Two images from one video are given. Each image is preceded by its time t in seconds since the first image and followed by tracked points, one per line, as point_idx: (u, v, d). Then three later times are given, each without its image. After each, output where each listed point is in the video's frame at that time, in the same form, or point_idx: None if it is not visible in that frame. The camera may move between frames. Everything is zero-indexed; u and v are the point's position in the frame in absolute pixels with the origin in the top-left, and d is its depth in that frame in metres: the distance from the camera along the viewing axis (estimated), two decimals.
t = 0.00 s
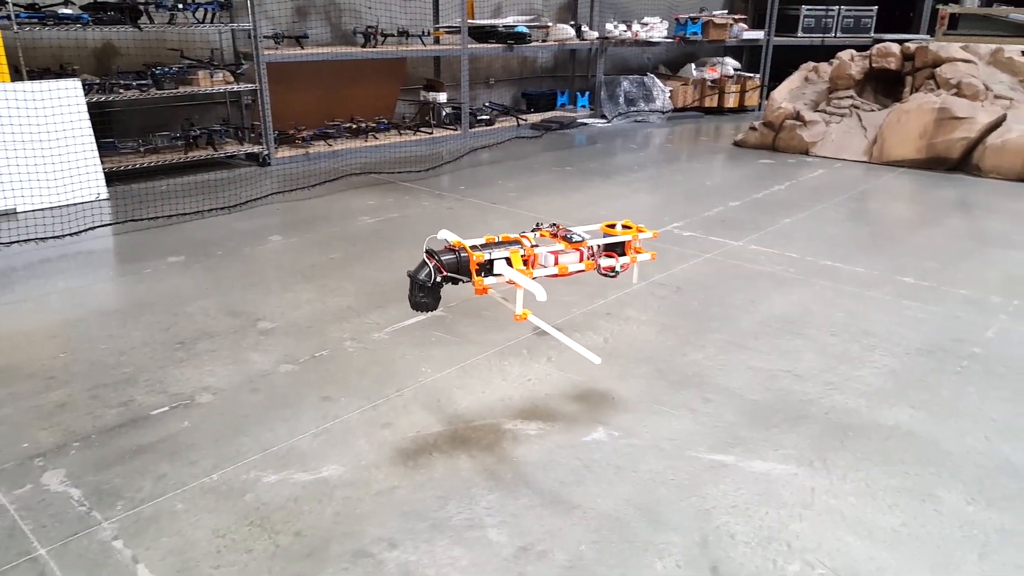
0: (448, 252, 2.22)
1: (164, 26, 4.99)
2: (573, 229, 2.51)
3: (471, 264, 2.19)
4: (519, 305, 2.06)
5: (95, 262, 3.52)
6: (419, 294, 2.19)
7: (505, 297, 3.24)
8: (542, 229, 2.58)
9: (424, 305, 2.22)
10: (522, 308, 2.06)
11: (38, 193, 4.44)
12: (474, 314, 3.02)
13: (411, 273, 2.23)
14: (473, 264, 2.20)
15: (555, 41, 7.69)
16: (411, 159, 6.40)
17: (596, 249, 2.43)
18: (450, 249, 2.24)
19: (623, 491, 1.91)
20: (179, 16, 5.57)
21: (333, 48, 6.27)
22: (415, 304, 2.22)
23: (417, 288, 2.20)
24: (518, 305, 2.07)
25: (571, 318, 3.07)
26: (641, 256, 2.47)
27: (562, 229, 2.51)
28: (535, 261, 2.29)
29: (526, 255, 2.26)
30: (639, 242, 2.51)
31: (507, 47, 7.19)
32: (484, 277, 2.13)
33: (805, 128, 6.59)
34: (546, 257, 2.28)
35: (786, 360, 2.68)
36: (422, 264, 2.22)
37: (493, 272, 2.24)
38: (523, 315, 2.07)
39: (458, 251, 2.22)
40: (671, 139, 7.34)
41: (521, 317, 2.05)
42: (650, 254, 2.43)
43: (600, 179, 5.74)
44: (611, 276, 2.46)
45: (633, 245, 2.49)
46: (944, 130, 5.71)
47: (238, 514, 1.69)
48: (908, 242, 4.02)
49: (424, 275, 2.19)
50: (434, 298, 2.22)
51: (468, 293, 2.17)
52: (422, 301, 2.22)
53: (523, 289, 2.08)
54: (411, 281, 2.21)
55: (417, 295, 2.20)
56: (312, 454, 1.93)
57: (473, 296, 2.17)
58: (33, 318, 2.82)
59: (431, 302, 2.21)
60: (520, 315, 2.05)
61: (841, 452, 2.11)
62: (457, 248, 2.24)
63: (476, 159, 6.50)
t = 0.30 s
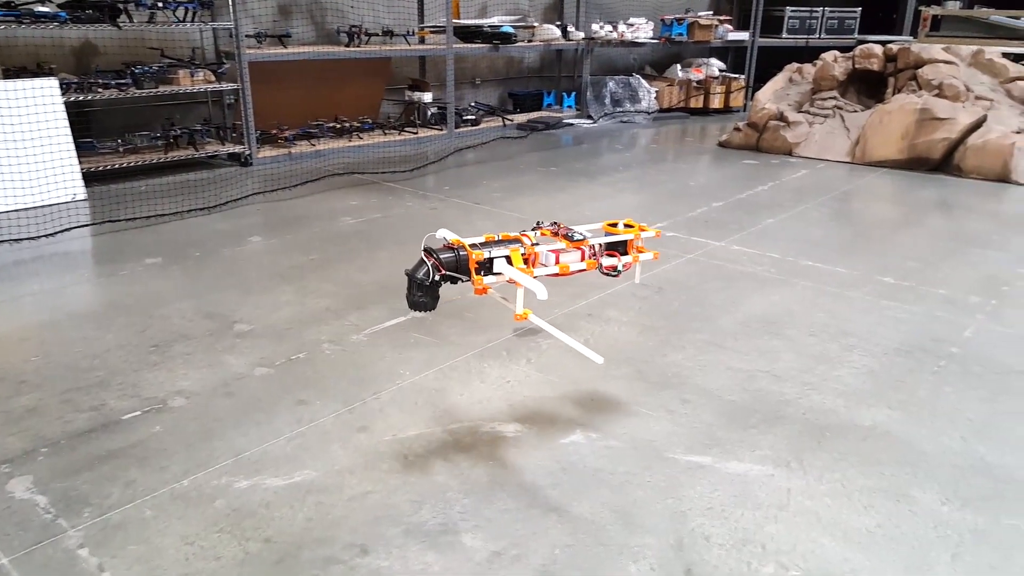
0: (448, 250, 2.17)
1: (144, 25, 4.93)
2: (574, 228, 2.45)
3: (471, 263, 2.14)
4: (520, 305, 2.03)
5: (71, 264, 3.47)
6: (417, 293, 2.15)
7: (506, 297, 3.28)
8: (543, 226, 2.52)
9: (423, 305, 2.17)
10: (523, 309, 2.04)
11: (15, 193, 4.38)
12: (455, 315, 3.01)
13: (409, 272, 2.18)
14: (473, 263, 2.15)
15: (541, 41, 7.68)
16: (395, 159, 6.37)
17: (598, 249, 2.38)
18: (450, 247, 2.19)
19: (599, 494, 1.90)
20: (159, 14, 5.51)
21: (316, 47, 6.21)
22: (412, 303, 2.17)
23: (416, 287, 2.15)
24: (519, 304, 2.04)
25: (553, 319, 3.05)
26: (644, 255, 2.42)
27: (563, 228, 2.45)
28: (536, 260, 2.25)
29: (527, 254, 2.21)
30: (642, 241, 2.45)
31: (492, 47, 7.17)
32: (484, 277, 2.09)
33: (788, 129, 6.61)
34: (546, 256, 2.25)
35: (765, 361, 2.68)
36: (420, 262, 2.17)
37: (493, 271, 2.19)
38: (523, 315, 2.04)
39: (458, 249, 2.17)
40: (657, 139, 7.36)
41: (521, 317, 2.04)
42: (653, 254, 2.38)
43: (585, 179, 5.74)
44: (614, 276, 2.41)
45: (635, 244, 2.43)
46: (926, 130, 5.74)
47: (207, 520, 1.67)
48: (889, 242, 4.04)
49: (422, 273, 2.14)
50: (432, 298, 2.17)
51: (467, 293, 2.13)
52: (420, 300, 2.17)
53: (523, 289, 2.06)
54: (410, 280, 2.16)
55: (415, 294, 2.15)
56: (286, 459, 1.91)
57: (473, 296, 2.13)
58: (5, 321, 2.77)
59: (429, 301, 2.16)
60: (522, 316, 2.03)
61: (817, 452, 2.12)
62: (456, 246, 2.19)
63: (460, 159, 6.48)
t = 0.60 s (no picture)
0: (449, 248, 2.13)
1: (118, 24, 4.86)
2: (576, 225, 2.42)
3: (472, 261, 2.10)
4: (522, 305, 1.99)
5: (43, 266, 3.42)
6: (418, 291, 2.15)
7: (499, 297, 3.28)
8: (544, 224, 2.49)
9: (424, 304, 2.17)
10: (526, 308, 1.98)
11: None
12: (432, 316, 2.99)
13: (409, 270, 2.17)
14: (474, 261, 2.11)
15: (523, 41, 7.67)
16: (375, 159, 6.33)
17: (600, 246, 2.38)
18: (451, 244, 2.15)
19: (573, 495, 1.89)
20: (135, 13, 5.44)
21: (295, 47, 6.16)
22: (413, 301, 2.17)
23: (416, 286, 2.15)
24: (521, 304, 2.00)
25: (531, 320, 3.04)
26: (646, 254, 2.42)
27: (565, 225, 2.42)
28: (537, 257, 2.20)
29: (530, 251, 2.17)
30: (644, 238, 2.46)
31: (474, 47, 7.15)
32: (484, 275, 2.07)
33: (768, 129, 6.65)
34: (548, 254, 2.24)
35: (741, 360, 2.69)
36: (421, 260, 2.16)
37: (495, 268, 2.14)
38: (526, 314, 1.99)
39: (458, 247, 2.14)
40: (639, 139, 7.37)
41: (524, 316, 1.99)
42: (655, 252, 2.38)
43: (566, 179, 5.74)
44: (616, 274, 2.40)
45: (637, 241, 2.44)
46: (904, 130, 5.79)
47: (174, 527, 1.65)
48: (866, 241, 4.07)
49: (423, 272, 2.13)
50: (433, 296, 2.16)
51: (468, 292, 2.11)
52: (421, 299, 2.16)
53: (524, 288, 2.02)
54: (410, 278, 2.16)
55: (415, 292, 2.15)
56: (256, 463, 1.89)
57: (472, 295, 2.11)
58: None
59: (429, 300, 2.16)
60: (524, 315, 1.98)
61: (791, 451, 2.12)
62: (457, 243, 2.15)
63: (442, 159, 6.46)
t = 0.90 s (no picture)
0: (453, 245, 2.05)
1: (86, 22, 4.78)
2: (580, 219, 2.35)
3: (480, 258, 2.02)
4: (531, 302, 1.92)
5: (10, 270, 3.35)
6: (423, 291, 2.03)
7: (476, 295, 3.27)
8: (546, 220, 2.42)
9: (430, 304, 2.05)
10: (534, 304, 1.93)
11: None
12: (407, 315, 2.97)
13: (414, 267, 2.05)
14: (481, 258, 2.03)
15: (500, 38, 7.65)
16: (352, 158, 6.28)
17: (605, 240, 2.29)
18: (456, 241, 2.06)
19: (547, 492, 1.89)
20: (104, 11, 5.36)
21: (269, 44, 6.09)
22: (418, 301, 2.05)
23: (421, 284, 2.03)
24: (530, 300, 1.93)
25: (508, 318, 3.03)
26: (651, 246, 2.35)
27: (570, 220, 2.34)
28: (543, 253, 2.14)
29: (536, 247, 2.09)
30: (647, 232, 2.38)
31: (451, 44, 7.12)
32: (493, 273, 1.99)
33: (745, 125, 6.69)
34: (554, 249, 2.14)
35: (717, 355, 2.70)
36: (426, 258, 2.04)
37: (502, 266, 2.08)
38: (535, 311, 1.93)
39: (464, 244, 2.05)
40: (617, 136, 7.38)
41: (532, 313, 1.93)
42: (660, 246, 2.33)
43: (544, 176, 5.73)
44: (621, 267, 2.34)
45: (641, 234, 2.36)
46: (878, 124, 5.86)
47: (141, 534, 1.63)
48: (841, 235, 4.10)
49: (428, 270, 2.01)
50: (439, 295, 2.05)
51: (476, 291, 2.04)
52: (427, 299, 2.05)
53: (533, 285, 1.96)
54: (414, 277, 2.03)
55: (421, 291, 2.03)
56: (227, 468, 1.87)
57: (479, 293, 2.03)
58: None
59: (435, 299, 2.04)
60: (533, 313, 1.92)
61: (764, 444, 2.14)
62: (462, 241, 2.07)
63: (420, 157, 6.42)
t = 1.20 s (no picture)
0: (458, 244, 1.89)
1: (44, 19, 4.67)
2: (584, 215, 2.23)
3: (486, 257, 1.87)
4: (539, 302, 1.81)
5: None
6: (428, 293, 1.89)
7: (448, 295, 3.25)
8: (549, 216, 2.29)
9: (436, 307, 1.91)
10: (541, 304, 1.81)
11: None
12: (377, 317, 2.95)
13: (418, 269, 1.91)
14: (488, 258, 1.88)
15: (473, 35, 7.62)
16: (323, 156, 6.22)
17: (608, 236, 2.18)
18: (461, 240, 1.91)
19: (517, 494, 1.88)
20: (63, 8, 5.24)
21: (235, 41, 6.00)
22: (423, 304, 1.92)
23: (426, 287, 1.89)
24: (537, 301, 1.82)
25: (479, 318, 3.01)
26: (655, 242, 2.23)
27: (573, 216, 2.24)
28: (549, 251, 2.01)
29: (542, 245, 1.98)
30: (650, 227, 2.27)
31: (423, 41, 7.07)
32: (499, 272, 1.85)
33: (716, 123, 6.73)
34: (561, 246, 2.00)
35: (688, 352, 2.71)
36: (430, 259, 1.90)
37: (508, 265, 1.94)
38: (543, 311, 1.82)
39: (470, 242, 1.90)
40: (591, 133, 7.40)
41: (540, 313, 1.81)
42: (665, 240, 2.19)
43: (517, 174, 5.71)
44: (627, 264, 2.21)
45: (644, 229, 2.25)
46: (845, 122, 5.93)
47: (98, 548, 1.63)
48: (811, 231, 4.14)
49: (434, 272, 1.87)
50: (445, 298, 1.91)
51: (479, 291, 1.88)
52: (432, 301, 1.90)
53: (541, 285, 1.84)
54: (419, 279, 1.89)
55: (426, 294, 1.89)
56: (187, 478, 1.88)
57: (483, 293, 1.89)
58: None
59: (442, 302, 1.91)
60: (541, 313, 1.80)
61: (733, 441, 2.14)
62: (467, 239, 1.92)
63: (392, 155, 6.37)
